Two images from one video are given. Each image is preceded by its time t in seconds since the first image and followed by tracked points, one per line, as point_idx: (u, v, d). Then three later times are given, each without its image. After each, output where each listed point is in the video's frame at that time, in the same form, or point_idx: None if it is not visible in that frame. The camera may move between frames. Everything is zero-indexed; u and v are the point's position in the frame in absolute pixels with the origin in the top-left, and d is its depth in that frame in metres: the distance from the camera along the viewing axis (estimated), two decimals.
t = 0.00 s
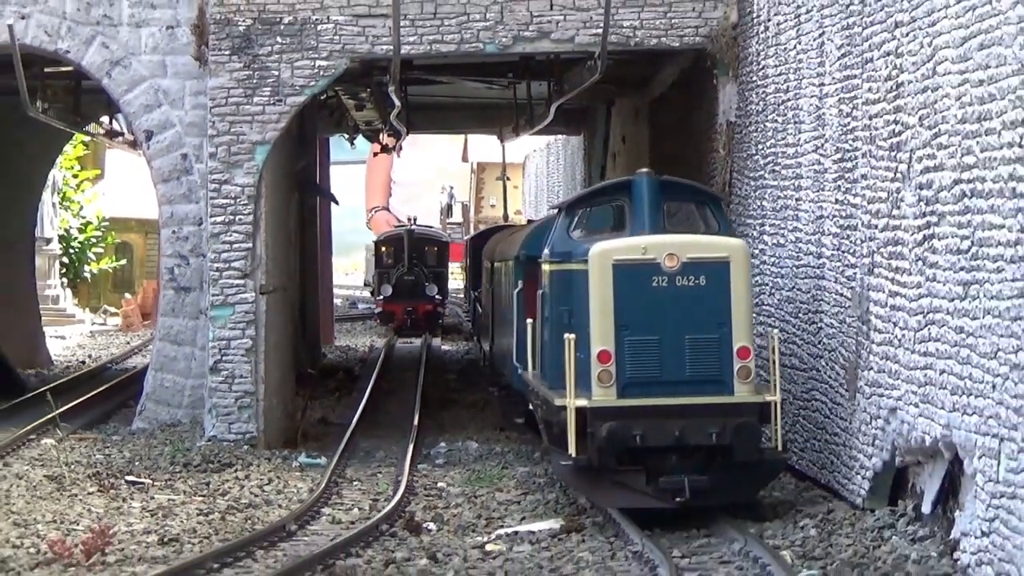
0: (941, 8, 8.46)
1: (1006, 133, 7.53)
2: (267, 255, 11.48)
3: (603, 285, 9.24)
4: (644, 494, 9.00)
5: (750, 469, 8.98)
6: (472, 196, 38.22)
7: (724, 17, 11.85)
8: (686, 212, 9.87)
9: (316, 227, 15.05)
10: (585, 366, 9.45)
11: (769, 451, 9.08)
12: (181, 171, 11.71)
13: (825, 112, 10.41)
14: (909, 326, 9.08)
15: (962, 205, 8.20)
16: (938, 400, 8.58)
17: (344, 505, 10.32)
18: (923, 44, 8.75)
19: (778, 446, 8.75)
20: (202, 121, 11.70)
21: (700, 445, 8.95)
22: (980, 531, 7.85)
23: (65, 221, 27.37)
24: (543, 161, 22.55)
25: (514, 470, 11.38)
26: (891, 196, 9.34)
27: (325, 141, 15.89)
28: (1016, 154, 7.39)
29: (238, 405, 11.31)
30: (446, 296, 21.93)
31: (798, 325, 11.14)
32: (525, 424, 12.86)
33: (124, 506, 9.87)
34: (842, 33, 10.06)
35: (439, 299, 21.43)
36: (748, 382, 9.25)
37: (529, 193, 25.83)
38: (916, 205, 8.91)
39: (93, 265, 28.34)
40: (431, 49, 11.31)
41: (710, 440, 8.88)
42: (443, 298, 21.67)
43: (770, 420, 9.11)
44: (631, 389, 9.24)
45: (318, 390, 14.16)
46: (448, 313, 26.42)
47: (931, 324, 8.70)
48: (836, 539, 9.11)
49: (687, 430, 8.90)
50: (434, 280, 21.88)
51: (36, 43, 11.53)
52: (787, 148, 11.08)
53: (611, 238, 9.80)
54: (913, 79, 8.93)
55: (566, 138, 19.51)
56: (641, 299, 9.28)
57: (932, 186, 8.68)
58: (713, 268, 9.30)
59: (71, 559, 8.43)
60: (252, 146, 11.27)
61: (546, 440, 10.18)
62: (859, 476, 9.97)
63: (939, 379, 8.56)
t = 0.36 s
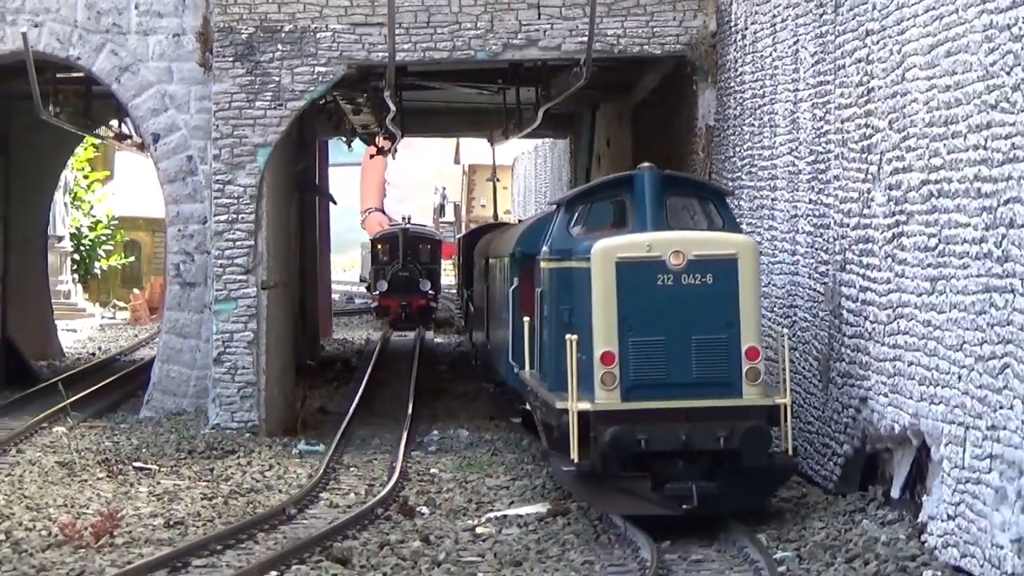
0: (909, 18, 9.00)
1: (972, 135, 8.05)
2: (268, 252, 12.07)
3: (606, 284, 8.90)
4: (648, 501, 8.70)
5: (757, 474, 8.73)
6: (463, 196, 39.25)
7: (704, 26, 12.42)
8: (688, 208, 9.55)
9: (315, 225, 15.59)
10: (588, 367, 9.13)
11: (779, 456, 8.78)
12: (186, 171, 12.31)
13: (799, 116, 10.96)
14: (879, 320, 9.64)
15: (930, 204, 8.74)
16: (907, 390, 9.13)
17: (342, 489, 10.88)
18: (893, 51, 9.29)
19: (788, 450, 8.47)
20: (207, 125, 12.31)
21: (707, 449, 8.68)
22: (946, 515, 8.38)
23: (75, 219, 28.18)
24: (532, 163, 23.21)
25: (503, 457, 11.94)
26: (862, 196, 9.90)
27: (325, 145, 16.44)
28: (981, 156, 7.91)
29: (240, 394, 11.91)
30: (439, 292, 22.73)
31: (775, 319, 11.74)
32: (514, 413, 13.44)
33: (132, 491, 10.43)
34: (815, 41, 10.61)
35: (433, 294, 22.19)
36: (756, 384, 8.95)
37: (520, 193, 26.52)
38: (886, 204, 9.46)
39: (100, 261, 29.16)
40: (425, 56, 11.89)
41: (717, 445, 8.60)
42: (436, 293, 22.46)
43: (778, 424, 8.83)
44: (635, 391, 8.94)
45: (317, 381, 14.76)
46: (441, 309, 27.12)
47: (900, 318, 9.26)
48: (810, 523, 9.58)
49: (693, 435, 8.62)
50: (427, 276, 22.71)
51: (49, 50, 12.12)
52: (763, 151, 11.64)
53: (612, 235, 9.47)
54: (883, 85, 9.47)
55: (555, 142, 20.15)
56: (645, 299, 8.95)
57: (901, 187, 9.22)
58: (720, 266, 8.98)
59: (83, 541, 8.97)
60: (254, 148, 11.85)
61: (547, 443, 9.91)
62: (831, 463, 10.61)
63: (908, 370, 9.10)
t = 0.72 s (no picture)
0: (882, 25, 9.56)
1: (941, 137, 8.58)
2: (271, 248, 12.71)
3: (622, 279, 8.36)
4: (663, 506, 8.26)
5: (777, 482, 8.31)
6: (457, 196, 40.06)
7: (686, 33, 13.01)
8: (702, 204, 9.13)
9: (315, 222, 16.13)
10: (602, 367, 8.57)
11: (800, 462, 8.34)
12: (193, 171, 12.94)
13: (776, 118, 11.56)
14: (852, 312, 10.29)
15: (901, 202, 9.30)
16: (879, 379, 9.75)
17: (340, 474, 11.46)
18: (865, 57, 9.86)
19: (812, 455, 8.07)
20: (212, 127, 12.92)
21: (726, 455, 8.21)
22: (916, 499, 8.89)
23: (86, 217, 28.97)
24: (524, 166, 23.91)
25: (495, 443, 12.54)
26: (836, 195, 10.52)
27: (325, 145, 16.94)
28: (950, 156, 8.43)
29: (244, 383, 12.53)
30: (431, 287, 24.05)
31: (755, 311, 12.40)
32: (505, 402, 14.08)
33: (140, 475, 11.01)
34: (792, 48, 11.19)
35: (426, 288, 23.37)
36: (779, 388, 8.40)
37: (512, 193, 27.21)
38: (859, 202, 10.06)
39: (110, 257, 29.96)
40: (420, 62, 12.50)
41: (737, 451, 8.15)
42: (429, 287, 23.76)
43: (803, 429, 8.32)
44: (650, 393, 8.39)
45: (317, 371, 15.37)
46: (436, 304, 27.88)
47: (872, 311, 9.88)
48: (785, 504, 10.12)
49: (712, 439, 8.16)
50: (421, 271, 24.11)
51: (62, 55, 12.75)
52: (742, 152, 12.26)
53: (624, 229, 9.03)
54: (856, 89, 10.02)
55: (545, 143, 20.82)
56: (664, 296, 8.41)
57: (873, 185, 9.80)
58: (743, 262, 8.44)
59: (94, 522, 9.54)
60: (257, 149, 12.45)
61: (552, 445, 9.48)
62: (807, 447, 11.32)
63: (880, 359, 9.69)
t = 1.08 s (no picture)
0: (854, 30, 10.05)
1: (911, 136, 8.99)
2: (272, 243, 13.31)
3: (619, 270, 7.95)
4: (653, 512, 7.83)
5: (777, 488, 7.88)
6: (451, 194, 40.82)
7: (668, 38, 13.62)
8: (709, 196, 8.73)
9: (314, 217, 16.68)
10: (597, 364, 8.17)
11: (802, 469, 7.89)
12: (199, 169, 13.58)
13: (755, 119, 12.14)
14: (827, 303, 10.92)
15: (872, 199, 9.80)
16: (850, 367, 10.33)
17: (339, 458, 12.05)
18: (838, 60, 10.34)
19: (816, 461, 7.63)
20: (217, 127, 13.54)
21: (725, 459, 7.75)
22: (887, 481, 9.37)
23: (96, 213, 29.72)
24: (515, 165, 24.60)
25: (486, 428, 13.14)
26: (811, 192, 11.12)
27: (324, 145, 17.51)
28: (919, 155, 8.85)
29: (247, 371, 13.16)
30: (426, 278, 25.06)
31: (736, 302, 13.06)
32: (496, 388, 14.72)
33: (148, 459, 11.60)
34: (769, 52, 11.76)
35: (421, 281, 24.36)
36: (783, 388, 7.98)
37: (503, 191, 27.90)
38: (833, 199, 10.62)
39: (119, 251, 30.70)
40: (414, 65, 13.13)
41: (737, 454, 7.68)
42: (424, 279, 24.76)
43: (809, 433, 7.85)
44: (646, 391, 7.98)
45: (315, 359, 15.99)
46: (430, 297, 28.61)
47: (845, 303, 10.48)
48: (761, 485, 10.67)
49: (711, 442, 7.70)
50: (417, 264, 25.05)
51: (74, 58, 13.38)
52: (722, 151, 12.85)
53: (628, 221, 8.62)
54: (830, 91, 10.53)
55: (534, 143, 21.48)
56: (663, 290, 8.00)
57: (846, 183, 10.33)
58: (748, 256, 8.03)
59: (103, 503, 10.08)
60: (259, 148, 13.07)
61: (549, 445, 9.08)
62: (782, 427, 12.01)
63: (853, 348, 10.27)
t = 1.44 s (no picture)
0: (833, 32, 10.59)
1: (886, 133, 9.47)
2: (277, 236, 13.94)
3: (580, 258, 7.53)
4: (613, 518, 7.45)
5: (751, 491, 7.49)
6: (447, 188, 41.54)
7: (654, 39, 14.25)
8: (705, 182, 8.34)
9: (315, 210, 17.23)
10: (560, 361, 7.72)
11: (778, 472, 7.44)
12: (207, 165, 14.22)
13: (737, 118, 12.75)
14: (805, 293, 11.56)
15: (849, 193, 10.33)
16: (827, 353, 10.94)
17: (341, 440, 12.68)
18: (817, 61, 10.91)
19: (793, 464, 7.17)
20: (224, 124, 14.17)
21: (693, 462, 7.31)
22: (863, 461, 9.86)
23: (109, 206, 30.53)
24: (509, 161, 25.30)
25: (480, 412, 13.77)
26: (790, 187, 11.72)
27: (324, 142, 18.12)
28: (894, 151, 9.32)
29: (253, 356, 13.82)
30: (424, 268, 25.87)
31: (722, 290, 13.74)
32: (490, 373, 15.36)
33: (158, 441, 12.22)
34: (750, 53, 12.37)
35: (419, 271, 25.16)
36: (757, 387, 7.42)
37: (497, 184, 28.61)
38: (812, 193, 11.20)
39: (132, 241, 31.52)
40: (412, 65, 13.77)
41: (705, 459, 7.21)
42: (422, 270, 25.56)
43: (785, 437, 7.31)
44: (610, 389, 7.49)
45: (317, 346, 16.65)
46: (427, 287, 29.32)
47: (823, 292, 11.08)
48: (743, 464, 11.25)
49: (678, 445, 7.24)
50: (415, 255, 25.84)
51: (87, 59, 14.04)
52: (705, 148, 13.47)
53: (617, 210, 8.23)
54: (809, 90, 11.11)
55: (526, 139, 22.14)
56: (627, 279, 7.54)
57: (824, 178, 10.89)
58: (720, 245, 7.55)
59: (117, 483, 10.66)
60: (264, 144, 13.69)
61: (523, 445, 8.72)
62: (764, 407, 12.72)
63: (831, 335, 10.85)
